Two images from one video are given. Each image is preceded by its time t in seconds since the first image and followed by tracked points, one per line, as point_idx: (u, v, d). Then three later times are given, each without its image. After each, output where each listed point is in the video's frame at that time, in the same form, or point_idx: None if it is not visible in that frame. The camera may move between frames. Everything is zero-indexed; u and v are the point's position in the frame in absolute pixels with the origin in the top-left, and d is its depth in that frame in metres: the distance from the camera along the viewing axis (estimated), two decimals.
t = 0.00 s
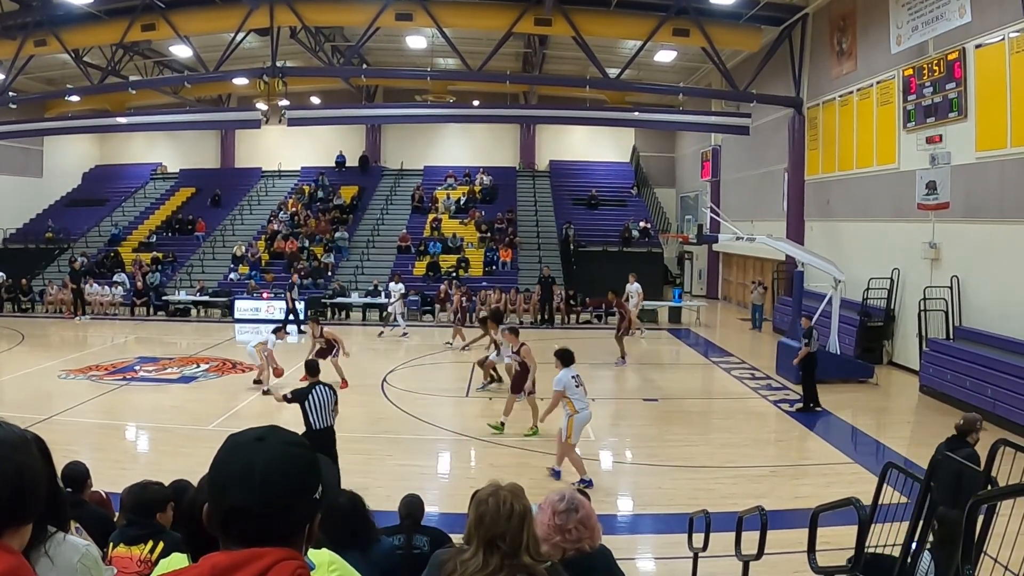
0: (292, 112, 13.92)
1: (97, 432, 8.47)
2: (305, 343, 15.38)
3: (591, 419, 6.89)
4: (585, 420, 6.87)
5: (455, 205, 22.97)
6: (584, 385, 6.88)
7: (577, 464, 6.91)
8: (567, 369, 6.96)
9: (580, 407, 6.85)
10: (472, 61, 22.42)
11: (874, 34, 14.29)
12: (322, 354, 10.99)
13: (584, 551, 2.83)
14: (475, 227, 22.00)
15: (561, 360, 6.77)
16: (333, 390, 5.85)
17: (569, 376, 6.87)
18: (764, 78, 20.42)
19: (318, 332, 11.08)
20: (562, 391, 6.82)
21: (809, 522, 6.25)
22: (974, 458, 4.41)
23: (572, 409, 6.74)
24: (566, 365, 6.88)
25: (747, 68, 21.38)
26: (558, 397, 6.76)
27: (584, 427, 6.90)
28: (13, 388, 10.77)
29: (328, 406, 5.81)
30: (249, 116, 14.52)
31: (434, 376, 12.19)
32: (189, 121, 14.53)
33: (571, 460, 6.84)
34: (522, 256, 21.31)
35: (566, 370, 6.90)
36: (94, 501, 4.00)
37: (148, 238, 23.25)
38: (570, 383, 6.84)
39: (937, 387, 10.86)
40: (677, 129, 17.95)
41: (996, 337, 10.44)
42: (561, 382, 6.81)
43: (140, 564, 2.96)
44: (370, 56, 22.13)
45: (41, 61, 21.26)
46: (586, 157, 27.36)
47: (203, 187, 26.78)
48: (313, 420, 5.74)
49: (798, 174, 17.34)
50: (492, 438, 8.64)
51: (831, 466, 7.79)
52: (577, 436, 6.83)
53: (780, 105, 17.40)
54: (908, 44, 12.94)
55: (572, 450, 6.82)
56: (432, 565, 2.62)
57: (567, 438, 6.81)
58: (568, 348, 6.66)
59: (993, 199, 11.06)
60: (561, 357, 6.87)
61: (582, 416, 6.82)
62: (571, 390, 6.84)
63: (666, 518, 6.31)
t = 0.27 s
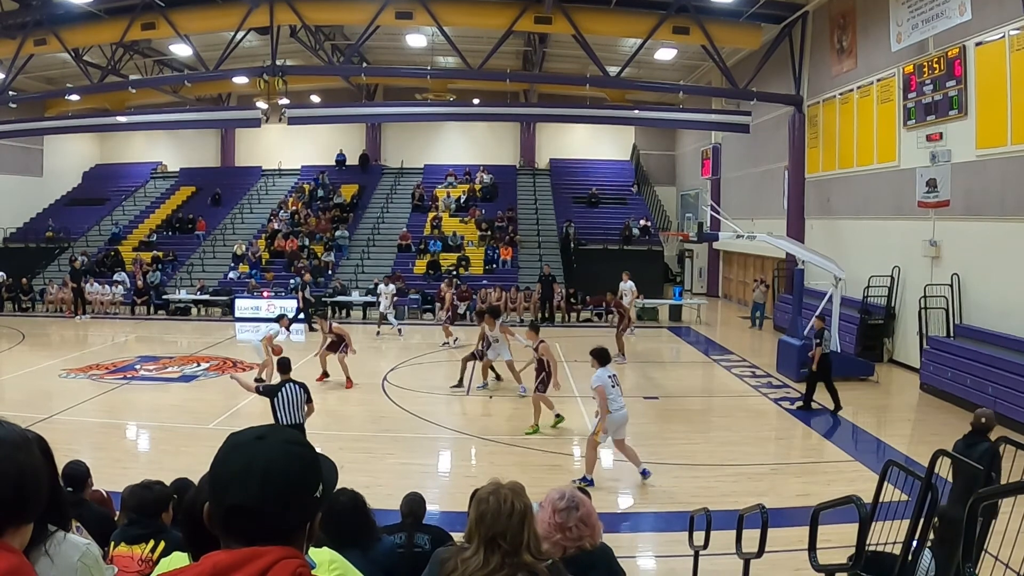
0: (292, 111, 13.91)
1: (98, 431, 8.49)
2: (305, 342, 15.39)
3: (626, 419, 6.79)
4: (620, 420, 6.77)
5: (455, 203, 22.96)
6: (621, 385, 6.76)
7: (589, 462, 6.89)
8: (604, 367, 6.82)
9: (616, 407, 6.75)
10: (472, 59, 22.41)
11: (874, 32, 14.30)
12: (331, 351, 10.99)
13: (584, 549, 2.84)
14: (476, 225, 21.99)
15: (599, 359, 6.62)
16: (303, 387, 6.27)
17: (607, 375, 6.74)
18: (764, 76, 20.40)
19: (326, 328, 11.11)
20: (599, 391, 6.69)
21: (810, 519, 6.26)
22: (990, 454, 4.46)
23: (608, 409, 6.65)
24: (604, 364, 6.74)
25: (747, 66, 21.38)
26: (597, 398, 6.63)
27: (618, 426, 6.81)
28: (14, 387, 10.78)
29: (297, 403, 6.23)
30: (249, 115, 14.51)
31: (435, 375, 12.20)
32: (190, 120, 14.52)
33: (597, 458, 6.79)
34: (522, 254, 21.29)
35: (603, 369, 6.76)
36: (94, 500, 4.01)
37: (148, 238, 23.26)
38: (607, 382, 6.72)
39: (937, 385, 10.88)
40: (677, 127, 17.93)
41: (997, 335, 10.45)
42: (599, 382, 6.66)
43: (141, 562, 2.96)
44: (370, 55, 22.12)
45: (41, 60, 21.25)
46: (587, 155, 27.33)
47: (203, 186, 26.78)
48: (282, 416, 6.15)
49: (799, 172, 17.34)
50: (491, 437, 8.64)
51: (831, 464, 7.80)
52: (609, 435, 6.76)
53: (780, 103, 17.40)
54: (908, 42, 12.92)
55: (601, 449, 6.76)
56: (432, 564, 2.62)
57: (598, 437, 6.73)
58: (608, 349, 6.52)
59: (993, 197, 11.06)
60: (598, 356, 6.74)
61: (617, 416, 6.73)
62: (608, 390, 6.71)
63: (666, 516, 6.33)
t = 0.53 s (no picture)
0: (292, 110, 13.90)
1: (98, 430, 8.49)
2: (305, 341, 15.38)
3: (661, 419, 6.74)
4: (655, 420, 6.73)
5: (455, 203, 22.96)
6: (656, 386, 6.68)
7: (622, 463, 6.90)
8: (637, 368, 6.75)
9: (651, 408, 6.70)
10: (472, 59, 22.42)
11: (873, 32, 14.31)
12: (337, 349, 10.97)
13: (584, 549, 2.85)
14: (476, 225, 21.97)
15: (631, 362, 6.55)
16: (279, 380, 6.61)
17: (640, 376, 6.67)
18: (764, 75, 20.40)
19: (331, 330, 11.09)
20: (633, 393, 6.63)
21: (810, 519, 6.26)
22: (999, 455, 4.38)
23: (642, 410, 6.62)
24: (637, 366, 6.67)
25: (747, 66, 21.39)
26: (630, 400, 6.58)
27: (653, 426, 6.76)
28: (13, 387, 10.78)
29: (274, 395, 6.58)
30: (248, 115, 14.50)
31: (434, 374, 12.21)
32: (189, 119, 14.49)
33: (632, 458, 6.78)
34: (522, 254, 21.29)
35: (636, 371, 6.69)
36: (94, 500, 4.01)
37: (148, 237, 23.27)
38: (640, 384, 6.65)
39: (937, 384, 10.89)
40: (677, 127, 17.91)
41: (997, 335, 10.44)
42: (632, 384, 6.60)
43: (142, 562, 2.97)
44: (371, 55, 22.10)
45: (41, 60, 21.24)
46: (587, 155, 27.33)
47: (204, 185, 26.78)
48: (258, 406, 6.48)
49: (798, 171, 17.35)
50: (491, 436, 8.64)
51: (830, 463, 7.81)
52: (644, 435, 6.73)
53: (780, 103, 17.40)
54: (908, 42, 12.92)
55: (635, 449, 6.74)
56: (432, 563, 2.62)
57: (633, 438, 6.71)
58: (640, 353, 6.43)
59: (993, 197, 11.06)
60: (630, 358, 6.66)
61: (651, 418, 6.68)
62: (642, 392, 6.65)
63: (666, 516, 6.33)
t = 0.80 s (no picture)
0: (292, 109, 13.89)
1: (98, 429, 8.50)
2: (304, 340, 15.37)
3: (681, 416, 6.67)
4: (674, 418, 6.67)
5: (455, 202, 22.94)
6: (671, 383, 6.66)
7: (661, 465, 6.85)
8: (657, 366, 6.83)
9: (667, 406, 6.66)
10: (473, 58, 22.42)
11: (874, 31, 14.32)
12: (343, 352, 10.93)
13: (584, 548, 2.85)
14: (476, 224, 21.96)
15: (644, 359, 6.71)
16: (258, 377, 6.65)
17: (656, 373, 6.74)
18: (765, 74, 20.39)
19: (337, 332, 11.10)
20: (647, 389, 6.72)
21: (810, 518, 6.26)
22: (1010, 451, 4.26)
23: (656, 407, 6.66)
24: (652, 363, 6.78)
25: (747, 65, 21.39)
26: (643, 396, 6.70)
27: (674, 425, 6.70)
28: (14, 385, 10.79)
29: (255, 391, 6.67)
30: (249, 114, 14.50)
31: (435, 373, 12.21)
32: (190, 118, 14.48)
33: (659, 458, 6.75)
34: (522, 253, 21.28)
35: (653, 368, 6.79)
36: (95, 498, 4.02)
37: (149, 236, 23.27)
38: (655, 380, 6.73)
39: (937, 384, 10.89)
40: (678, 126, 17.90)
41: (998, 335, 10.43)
42: (646, 381, 6.72)
43: (142, 561, 2.98)
44: (371, 54, 22.09)
45: (41, 59, 21.24)
46: (587, 154, 27.32)
47: (204, 184, 26.78)
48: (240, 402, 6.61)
49: (799, 170, 17.35)
50: (491, 435, 8.65)
51: (830, 462, 7.81)
52: (664, 433, 6.68)
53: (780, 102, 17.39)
54: (909, 41, 12.91)
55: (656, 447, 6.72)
56: (432, 562, 2.62)
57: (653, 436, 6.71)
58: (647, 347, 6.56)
59: (994, 196, 11.05)
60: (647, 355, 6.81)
61: (667, 415, 6.64)
62: (656, 388, 6.70)
63: (667, 515, 6.33)
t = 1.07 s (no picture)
0: (291, 107, 13.87)
1: (97, 426, 8.51)
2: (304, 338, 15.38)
3: (703, 421, 6.69)
4: (697, 422, 6.69)
5: (455, 199, 22.90)
6: (694, 388, 6.65)
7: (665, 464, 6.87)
8: (676, 371, 6.78)
9: (691, 410, 6.67)
10: (472, 54, 22.40)
11: (873, 28, 14.33)
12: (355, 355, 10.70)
13: (583, 544, 2.87)
14: (475, 221, 21.94)
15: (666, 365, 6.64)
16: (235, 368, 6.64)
17: (678, 379, 6.68)
18: (764, 71, 20.39)
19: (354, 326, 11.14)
20: (670, 396, 6.66)
21: (809, 515, 6.28)
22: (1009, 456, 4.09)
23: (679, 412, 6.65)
24: (674, 368, 6.72)
25: (746, 62, 21.39)
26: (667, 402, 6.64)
27: (696, 429, 6.73)
28: (13, 383, 10.80)
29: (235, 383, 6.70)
30: (248, 111, 14.49)
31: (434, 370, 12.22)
32: (188, 115, 14.47)
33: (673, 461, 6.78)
34: (522, 250, 21.28)
35: (674, 373, 6.72)
36: (94, 496, 4.03)
37: (148, 233, 23.26)
38: (677, 386, 6.68)
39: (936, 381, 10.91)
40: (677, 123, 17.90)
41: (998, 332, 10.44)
42: (669, 387, 6.64)
43: (142, 558, 2.99)
44: (370, 51, 22.07)
45: (39, 56, 21.21)
46: (586, 151, 27.32)
47: (203, 181, 26.75)
48: (221, 393, 6.68)
49: (798, 167, 17.37)
50: (491, 432, 8.67)
51: (829, 459, 7.83)
52: (686, 437, 6.71)
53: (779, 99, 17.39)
54: (908, 37, 12.90)
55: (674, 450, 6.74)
56: (431, 558, 2.64)
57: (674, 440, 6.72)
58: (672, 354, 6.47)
59: (993, 193, 11.06)
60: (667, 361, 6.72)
61: (691, 419, 6.65)
62: (680, 394, 6.66)
63: (665, 512, 6.35)
